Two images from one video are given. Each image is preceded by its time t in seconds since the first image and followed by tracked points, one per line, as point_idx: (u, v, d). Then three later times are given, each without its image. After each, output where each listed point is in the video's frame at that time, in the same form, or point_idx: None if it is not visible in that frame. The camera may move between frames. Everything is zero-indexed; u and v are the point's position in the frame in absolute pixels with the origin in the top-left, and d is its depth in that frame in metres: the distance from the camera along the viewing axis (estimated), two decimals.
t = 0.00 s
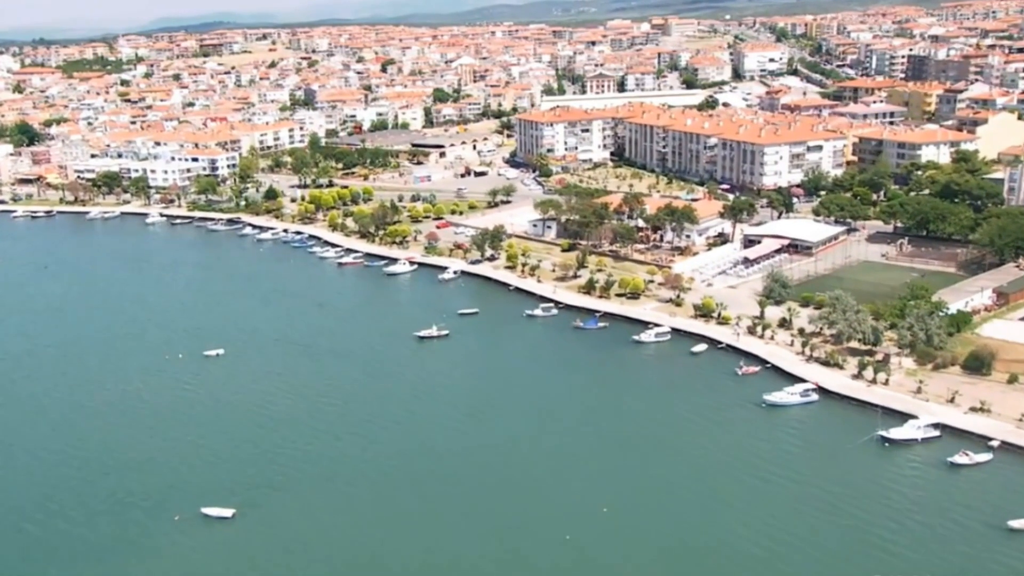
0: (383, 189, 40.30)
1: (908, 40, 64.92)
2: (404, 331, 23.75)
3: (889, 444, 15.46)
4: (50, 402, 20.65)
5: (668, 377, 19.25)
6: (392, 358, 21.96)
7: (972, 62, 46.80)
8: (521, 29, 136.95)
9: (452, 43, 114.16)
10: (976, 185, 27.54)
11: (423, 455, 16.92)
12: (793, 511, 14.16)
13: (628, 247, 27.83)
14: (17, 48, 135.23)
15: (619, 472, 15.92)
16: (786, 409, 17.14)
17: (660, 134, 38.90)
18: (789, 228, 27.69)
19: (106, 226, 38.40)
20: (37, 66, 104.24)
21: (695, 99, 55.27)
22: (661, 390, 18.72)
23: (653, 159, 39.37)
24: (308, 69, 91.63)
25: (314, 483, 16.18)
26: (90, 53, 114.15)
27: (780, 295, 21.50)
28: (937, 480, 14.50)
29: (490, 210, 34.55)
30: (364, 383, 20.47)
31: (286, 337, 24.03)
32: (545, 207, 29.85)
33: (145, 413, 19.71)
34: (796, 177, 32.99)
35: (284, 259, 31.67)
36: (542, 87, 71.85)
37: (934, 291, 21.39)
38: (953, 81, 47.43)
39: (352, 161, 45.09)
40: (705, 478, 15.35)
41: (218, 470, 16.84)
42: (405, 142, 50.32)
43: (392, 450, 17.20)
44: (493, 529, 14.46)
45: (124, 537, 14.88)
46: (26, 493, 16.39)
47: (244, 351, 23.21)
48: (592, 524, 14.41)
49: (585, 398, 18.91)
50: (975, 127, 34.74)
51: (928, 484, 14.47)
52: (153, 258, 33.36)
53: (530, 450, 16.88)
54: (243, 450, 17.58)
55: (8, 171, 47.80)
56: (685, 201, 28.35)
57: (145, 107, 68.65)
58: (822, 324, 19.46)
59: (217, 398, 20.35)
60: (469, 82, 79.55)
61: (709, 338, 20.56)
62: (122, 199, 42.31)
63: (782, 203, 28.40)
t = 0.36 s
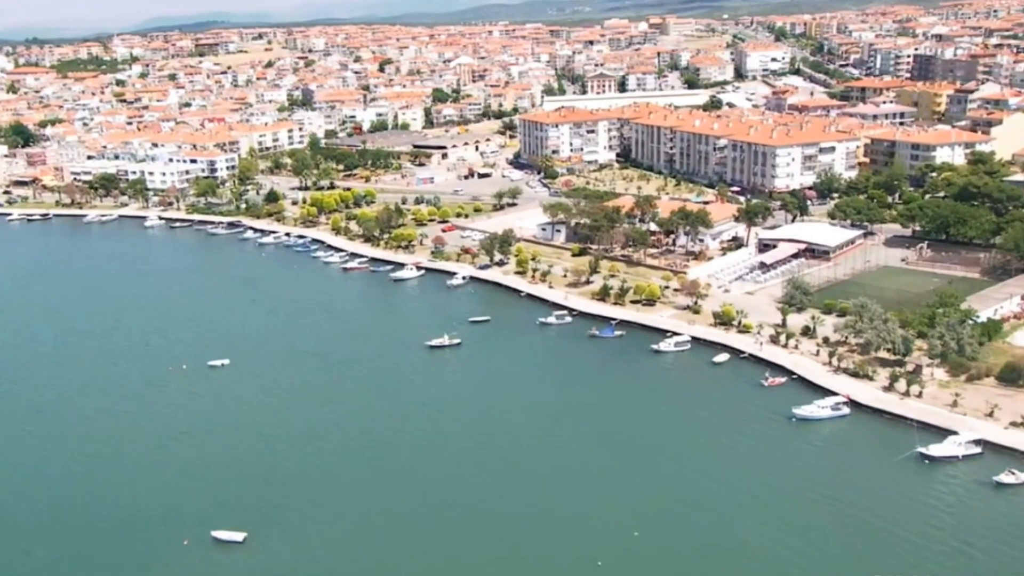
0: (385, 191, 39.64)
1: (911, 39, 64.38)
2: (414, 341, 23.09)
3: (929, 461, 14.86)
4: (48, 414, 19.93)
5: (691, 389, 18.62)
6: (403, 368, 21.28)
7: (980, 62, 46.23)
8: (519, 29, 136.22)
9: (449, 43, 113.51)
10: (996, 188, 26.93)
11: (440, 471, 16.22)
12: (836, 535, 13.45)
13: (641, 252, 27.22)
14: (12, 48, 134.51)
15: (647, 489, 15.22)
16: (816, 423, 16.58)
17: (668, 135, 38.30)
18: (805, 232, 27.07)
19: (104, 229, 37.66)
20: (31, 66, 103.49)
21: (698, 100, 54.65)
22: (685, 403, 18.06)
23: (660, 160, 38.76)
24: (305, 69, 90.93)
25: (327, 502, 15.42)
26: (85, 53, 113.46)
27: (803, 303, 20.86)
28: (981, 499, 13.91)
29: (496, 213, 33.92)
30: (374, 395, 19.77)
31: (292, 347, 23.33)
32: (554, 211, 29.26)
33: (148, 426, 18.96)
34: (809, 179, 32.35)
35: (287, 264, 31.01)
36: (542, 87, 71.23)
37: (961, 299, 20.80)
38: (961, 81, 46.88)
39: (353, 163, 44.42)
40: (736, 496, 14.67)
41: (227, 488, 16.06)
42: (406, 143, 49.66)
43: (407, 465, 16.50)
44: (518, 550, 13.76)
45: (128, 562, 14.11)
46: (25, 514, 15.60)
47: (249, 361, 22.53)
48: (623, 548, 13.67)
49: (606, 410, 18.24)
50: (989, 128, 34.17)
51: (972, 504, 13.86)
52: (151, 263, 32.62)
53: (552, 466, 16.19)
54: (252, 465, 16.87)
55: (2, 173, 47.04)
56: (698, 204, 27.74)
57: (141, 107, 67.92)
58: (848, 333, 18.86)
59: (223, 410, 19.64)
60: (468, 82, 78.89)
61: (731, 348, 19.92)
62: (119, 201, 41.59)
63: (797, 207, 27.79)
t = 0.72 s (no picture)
0: (391, 195, 38.79)
1: (918, 38, 63.62)
2: (430, 354, 22.23)
3: (992, 488, 14.34)
4: (51, 439, 19.04)
5: (726, 407, 17.79)
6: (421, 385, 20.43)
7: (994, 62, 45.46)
8: (516, 28, 135.15)
9: (447, 42, 112.52)
10: None
11: (469, 504, 15.46)
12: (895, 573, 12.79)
13: (661, 259, 26.38)
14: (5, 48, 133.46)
15: (690, 524, 14.47)
16: (863, 447, 15.81)
17: (681, 137, 37.46)
18: (830, 237, 26.28)
19: (102, 234, 36.70)
20: (25, 66, 102.31)
21: (704, 100, 53.82)
22: (722, 421, 17.30)
23: (672, 163, 37.92)
24: (302, 70, 89.92)
25: (357, 537, 14.73)
26: (78, 53, 112.42)
27: (837, 313, 20.07)
28: None
29: (506, 218, 33.10)
30: (394, 416, 18.93)
31: (303, 361, 22.44)
32: (569, 216, 28.44)
33: (161, 452, 18.17)
34: (828, 182, 31.49)
35: (294, 270, 30.13)
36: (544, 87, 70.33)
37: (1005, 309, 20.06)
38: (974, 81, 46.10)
39: (356, 166, 43.53)
40: (786, 534, 13.94)
41: (250, 524, 15.38)
42: (410, 145, 48.74)
43: (435, 498, 15.71)
44: None
45: None
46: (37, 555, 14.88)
47: (258, 377, 21.64)
48: None
49: (640, 431, 17.46)
50: (1010, 130, 33.45)
51: None
52: (153, 270, 31.73)
53: (588, 499, 15.42)
54: (271, 499, 16.07)
55: None
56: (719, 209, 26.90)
57: (138, 109, 66.92)
58: (889, 347, 18.04)
59: (235, 434, 18.80)
60: (467, 83, 77.97)
61: (766, 361, 19.09)
62: (117, 206, 40.63)
63: (820, 211, 27.01)
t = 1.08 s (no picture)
0: (399, 198, 38.13)
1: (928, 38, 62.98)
2: (447, 363, 21.55)
3: None
4: (55, 451, 18.35)
5: (758, 420, 17.12)
6: (439, 395, 19.75)
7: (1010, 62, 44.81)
8: (517, 28, 134.44)
9: (449, 42, 111.89)
10: None
11: (492, 521, 14.82)
12: None
13: (680, 264, 25.72)
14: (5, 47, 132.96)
15: (727, 543, 13.81)
16: (906, 465, 15.11)
17: (694, 138, 36.82)
18: (854, 241, 25.62)
19: (105, 238, 36.02)
20: (25, 66, 101.72)
21: (714, 100, 53.14)
22: (756, 435, 16.62)
23: (686, 165, 37.27)
24: (304, 69, 89.28)
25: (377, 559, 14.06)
26: (78, 53, 111.86)
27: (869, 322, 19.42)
28: None
29: (519, 222, 32.45)
30: (413, 427, 18.24)
31: (314, 370, 21.76)
32: (585, 221, 27.79)
33: (170, 463, 17.49)
34: (848, 185, 30.83)
35: (303, 275, 29.46)
36: (549, 87, 69.67)
37: None
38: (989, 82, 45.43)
39: (363, 168, 42.87)
40: (830, 557, 13.28)
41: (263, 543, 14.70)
42: (416, 146, 48.07)
43: (460, 515, 15.02)
44: None
45: None
46: None
47: (269, 386, 20.95)
48: None
49: (671, 445, 16.80)
50: None
51: None
52: (158, 274, 31.03)
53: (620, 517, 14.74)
54: (286, 515, 15.38)
55: None
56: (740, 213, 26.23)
57: (139, 109, 66.28)
58: (926, 357, 17.39)
59: (247, 445, 18.11)
60: (471, 83, 77.34)
61: (798, 372, 18.42)
62: (120, 208, 39.95)
63: (843, 216, 26.38)
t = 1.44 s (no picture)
0: (412, 200, 37.30)
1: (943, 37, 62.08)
2: (471, 376, 20.74)
3: None
4: (70, 483, 17.61)
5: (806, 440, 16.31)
6: (468, 419, 19.01)
7: None
8: (521, 27, 133.55)
9: (454, 41, 111.01)
10: None
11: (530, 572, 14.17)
12: None
13: (708, 271, 24.90)
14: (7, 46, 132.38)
15: None
16: (969, 489, 14.23)
17: (713, 139, 36.03)
18: (887, 247, 24.78)
19: (111, 242, 35.19)
20: (27, 66, 101.01)
21: (728, 101, 52.27)
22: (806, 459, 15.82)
23: (704, 167, 36.49)
24: (309, 69, 88.47)
25: None
26: (80, 53, 111.16)
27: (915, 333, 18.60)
28: None
29: (536, 226, 31.64)
30: (443, 457, 17.54)
31: (336, 388, 21.03)
32: (608, 225, 26.98)
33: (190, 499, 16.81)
34: (875, 188, 30.00)
35: (317, 281, 28.64)
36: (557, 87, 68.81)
37: None
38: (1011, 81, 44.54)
39: (373, 169, 42.03)
40: None
41: None
42: (426, 147, 47.23)
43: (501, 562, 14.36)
44: None
45: None
46: None
47: (289, 406, 20.22)
48: None
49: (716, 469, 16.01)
50: None
51: None
52: (167, 280, 30.22)
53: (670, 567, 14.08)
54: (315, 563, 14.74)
55: None
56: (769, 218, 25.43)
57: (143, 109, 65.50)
58: (980, 372, 16.59)
59: (270, 475, 17.41)
60: (478, 83, 76.50)
61: (843, 387, 17.60)
62: (125, 211, 39.10)
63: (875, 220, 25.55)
